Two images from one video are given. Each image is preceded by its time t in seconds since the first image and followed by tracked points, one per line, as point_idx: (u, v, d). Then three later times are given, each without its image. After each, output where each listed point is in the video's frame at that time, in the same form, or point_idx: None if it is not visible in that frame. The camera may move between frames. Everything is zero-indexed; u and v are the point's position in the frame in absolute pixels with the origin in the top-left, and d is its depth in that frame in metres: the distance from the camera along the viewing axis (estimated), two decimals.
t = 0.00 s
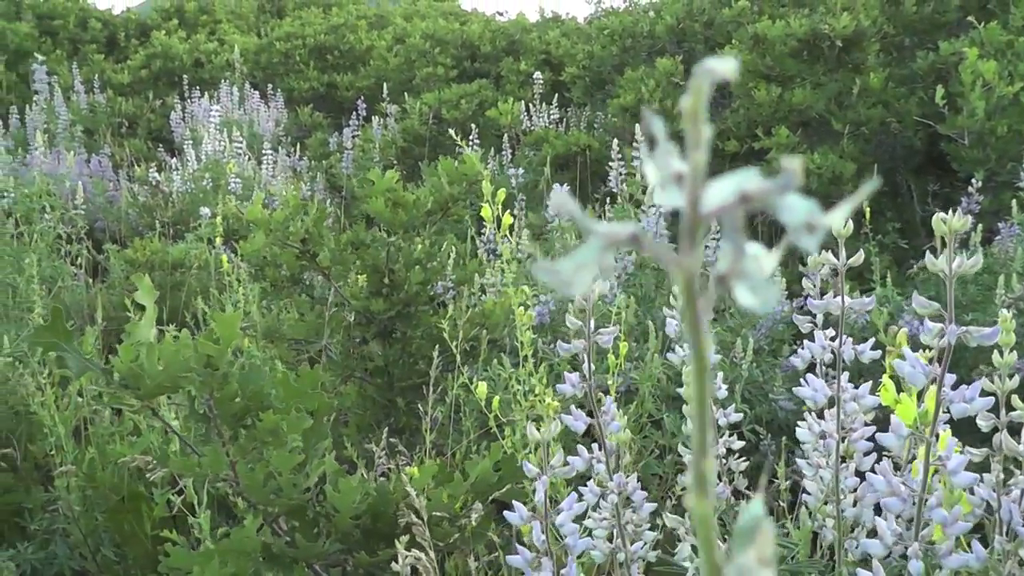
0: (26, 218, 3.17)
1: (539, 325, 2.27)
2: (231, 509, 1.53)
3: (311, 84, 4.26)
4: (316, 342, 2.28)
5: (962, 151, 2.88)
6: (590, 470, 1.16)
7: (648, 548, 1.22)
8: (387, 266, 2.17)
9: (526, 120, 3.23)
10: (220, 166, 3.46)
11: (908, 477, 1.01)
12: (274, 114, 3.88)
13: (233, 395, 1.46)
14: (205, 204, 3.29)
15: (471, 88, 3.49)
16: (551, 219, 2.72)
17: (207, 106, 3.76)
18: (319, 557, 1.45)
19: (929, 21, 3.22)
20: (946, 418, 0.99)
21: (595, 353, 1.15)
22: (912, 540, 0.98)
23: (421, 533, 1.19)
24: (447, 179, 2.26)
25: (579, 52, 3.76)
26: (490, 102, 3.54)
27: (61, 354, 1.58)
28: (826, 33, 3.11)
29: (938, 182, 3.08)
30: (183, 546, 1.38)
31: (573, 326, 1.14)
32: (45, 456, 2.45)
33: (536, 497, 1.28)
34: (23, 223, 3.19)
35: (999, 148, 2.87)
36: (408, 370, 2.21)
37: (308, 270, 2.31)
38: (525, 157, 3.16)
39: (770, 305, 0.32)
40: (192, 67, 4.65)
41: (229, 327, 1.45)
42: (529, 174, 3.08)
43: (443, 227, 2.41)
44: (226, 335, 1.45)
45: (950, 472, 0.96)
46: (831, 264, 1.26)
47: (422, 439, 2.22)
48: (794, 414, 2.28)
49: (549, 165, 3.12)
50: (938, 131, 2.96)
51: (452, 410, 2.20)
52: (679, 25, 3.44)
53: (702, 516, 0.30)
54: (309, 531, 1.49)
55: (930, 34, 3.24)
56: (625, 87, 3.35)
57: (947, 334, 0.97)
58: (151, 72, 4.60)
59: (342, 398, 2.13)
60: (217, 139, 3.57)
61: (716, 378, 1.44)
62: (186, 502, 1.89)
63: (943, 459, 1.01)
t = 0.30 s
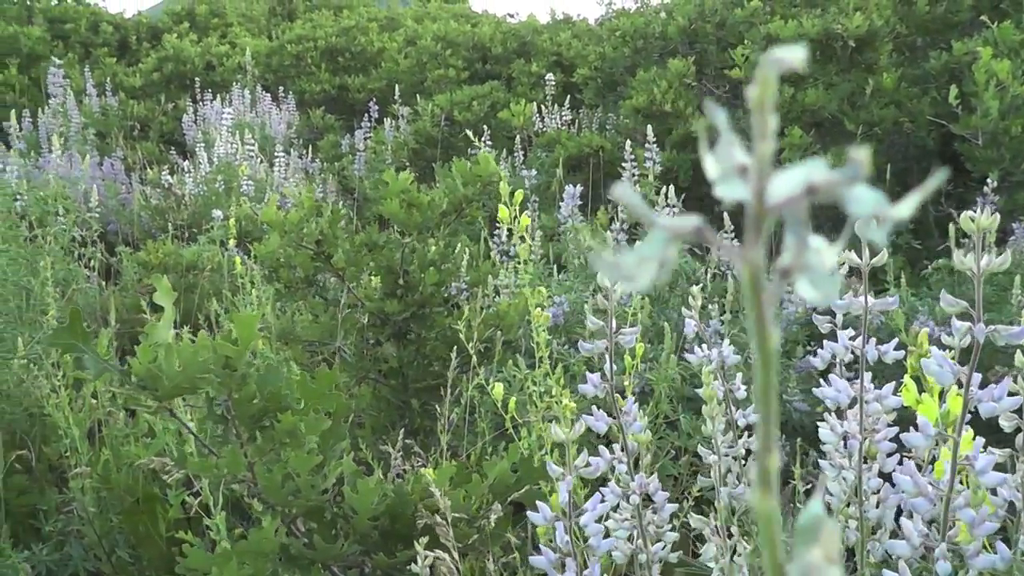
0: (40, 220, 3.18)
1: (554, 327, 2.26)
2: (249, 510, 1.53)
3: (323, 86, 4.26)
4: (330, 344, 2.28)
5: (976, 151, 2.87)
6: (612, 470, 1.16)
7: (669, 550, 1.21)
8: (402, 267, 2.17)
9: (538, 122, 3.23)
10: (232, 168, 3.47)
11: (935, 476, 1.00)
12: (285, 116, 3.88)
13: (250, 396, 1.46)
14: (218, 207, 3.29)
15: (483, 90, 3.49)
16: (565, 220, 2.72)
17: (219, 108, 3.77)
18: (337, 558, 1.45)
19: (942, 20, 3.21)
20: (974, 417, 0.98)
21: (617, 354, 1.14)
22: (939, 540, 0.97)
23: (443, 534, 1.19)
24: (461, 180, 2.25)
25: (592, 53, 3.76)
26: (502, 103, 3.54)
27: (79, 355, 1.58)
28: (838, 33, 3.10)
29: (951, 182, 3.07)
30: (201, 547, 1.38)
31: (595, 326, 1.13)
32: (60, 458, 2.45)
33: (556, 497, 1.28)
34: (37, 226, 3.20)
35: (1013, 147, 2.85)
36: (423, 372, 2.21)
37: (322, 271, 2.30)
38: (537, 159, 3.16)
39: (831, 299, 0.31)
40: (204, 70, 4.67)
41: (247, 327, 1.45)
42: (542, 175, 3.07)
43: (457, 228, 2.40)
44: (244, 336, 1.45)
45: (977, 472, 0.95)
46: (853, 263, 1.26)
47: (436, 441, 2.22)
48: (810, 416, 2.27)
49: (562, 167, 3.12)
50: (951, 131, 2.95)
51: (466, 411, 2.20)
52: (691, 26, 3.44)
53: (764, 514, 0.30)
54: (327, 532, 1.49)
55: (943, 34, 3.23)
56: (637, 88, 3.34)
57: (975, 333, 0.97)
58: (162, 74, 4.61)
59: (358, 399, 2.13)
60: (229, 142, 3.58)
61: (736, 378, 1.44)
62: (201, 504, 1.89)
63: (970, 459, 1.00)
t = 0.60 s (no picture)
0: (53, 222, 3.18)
1: (569, 327, 2.26)
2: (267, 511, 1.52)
3: (333, 87, 4.26)
4: (345, 345, 2.28)
5: (990, 151, 2.85)
6: (634, 472, 1.14)
7: (692, 551, 1.20)
8: (416, 267, 2.17)
9: (550, 122, 3.23)
10: (243, 169, 3.46)
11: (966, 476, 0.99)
12: (296, 118, 3.89)
13: (268, 397, 1.45)
14: (229, 208, 3.29)
15: (494, 90, 3.49)
16: (578, 221, 2.71)
17: (230, 110, 3.78)
18: (355, 560, 1.44)
19: (955, 20, 3.20)
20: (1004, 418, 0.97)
21: (638, 352, 1.13)
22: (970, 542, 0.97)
23: (468, 535, 1.18)
24: (475, 180, 2.24)
25: (603, 53, 3.76)
26: (513, 104, 3.54)
27: (96, 356, 1.58)
28: (850, 32, 3.08)
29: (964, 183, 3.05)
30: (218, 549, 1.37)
31: (616, 325, 1.12)
32: (74, 460, 2.45)
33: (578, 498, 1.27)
34: (49, 227, 3.20)
35: None
36: (437, 372, 2.21)
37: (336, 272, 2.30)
38: (549, 159, 3.15)
39: (908, 291, 0.31)
40: (215, 71, 4.68)
41: (265, 327, 1.43)
42: (554, 176, 3.07)
43: (471, 229, 2.40)
44: (263, 336, 1.43)
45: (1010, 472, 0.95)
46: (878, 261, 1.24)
47: (451, 442, 2.22)
48: (824, 417, 2.26)
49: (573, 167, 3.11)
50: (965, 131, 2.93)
51: (480, 412, 2.19)
52: (703, 26, 3.43)
53: (847, 511, 0.29)
54: (346, 532, 1.48)
55: (956, 33, 3.21)
56: (649, 89, 3.34)
57: (1007, 331, 0.96)
58: (173, 76, 4.62)
59: (372, 399, 2.12)
60: (240, 144, 3.57)
61: (757, 378, 1.43)
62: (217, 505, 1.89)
63: (1002, 460, 0.99)
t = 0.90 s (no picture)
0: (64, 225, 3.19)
1: (582, 328, 2.25)
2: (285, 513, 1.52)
3: (343, 89, 4.27)
4: (358, 346, 2.28)
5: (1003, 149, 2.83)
6: (656, 471, 1.13)
7: (713, 551, 1.19)
8: (429, 268, 2.17)
9: (560, 123, 3.23)
10: (254, 172, 3.46)
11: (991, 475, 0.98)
12: (306, 119, 3.90)
13: (285, 398, 1.45)
14: (240, 210, 3.29)
15: (504, 91, 3.49)
16: (590, 221, 2.71)
17: (241, 112, 3.78)
18: (373, 561, 1.44)
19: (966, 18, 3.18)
20: None
21: (660, 352, 1.12)
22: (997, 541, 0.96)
23: (492, 537, 1.18)
24: (488, 181, 2.24)
25: (612, 54, 3.76)
26: (524, 105, 3.54)
27: (112, 358, 1.58)
28: (862, 31, 3.05)
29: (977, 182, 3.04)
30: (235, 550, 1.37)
31: (638, 324, 1.11)
32: (88, 462, 2.45)
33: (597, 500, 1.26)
34: (61, 230, 3.21)
35: None
36: (450, 374, 2.21)
37: (349, 273, 2.30)
38: (560, 160, 3.15)
39: (970, 287, 0.31)
40: (224, 74, 4.69)
41: (283, 329, 1.42)
42: (565, 176, 3.07)
43: (484, 230, 2.40)
44: (280, 339, 1.42)
45: None
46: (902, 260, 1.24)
47: (465, 443, 2.22)
48: (838, 418, 2.25)
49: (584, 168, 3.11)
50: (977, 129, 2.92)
51: (494, 414, 2.19)
52: (713, 26, 3.43)
53: (910, 509, 0.29)
54: (364, 534, 1.48)
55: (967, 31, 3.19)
56: (660, 89, 3.34)
57: None
58: (183, 79, 4.64)
59: (386, 400, 2.13)
60: (251, 146, 3.58)
61: (777, 378, 1.42)
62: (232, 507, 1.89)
63: None
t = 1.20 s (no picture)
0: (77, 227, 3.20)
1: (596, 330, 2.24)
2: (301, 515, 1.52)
3: (354, 91, 4.28)
4: (371, 348, 2.28)
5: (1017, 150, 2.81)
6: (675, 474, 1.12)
7: (732, 554, 1.18)
8: (442, 270, 2.17)
9: (572, 124, 3.22)
10: (265, 174, 3.47)
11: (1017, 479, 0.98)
12: (318, 121, 3.90)
13: (302, 400, 1.44)
14: (251, 212, 3.29)
15: (515, 93, 3.49)
16: (603, 222, 2.70)
17: (252, 114, 3.79)
18: (389, 563, 1.44)
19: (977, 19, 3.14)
20: None
21: (681, 354, 1.11)
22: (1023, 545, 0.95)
23: (514, 539, 1.18)
24: (502, 183, 2.24)
25: (624, 55, 3.75)
26: (535, 106, 3.54)
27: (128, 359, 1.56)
28: (874, 31, 3.06)
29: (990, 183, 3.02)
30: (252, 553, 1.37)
31: (658, 326, 1.10)
32: (101, 464, 2.45)
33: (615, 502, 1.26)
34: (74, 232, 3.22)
35: None
36: (463, 376, 2.21)
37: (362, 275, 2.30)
38: (571, 161, 3.15)
39: None
40: (235, 76, 4.70)
41: (301, 331, 1.41)
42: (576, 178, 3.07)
43: (497, 231, 2.40)
44: (297, 340, 1.42)
45: None
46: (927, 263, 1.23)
47: (478, 445, 2.22)
48: (852, 419, 2.25)
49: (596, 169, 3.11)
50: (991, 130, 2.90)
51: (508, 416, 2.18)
52: (725, 27, 3.42)
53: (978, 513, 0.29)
54: (382, 536, 1.48)
55: (979, 32, 3.15)
56: (671, 90, 3.33)
57: None
58: (195, 82, 4.65)
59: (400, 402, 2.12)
60: (262, 148, 3.58)
61: (796, 380, 1.42)
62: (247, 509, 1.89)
63: None
